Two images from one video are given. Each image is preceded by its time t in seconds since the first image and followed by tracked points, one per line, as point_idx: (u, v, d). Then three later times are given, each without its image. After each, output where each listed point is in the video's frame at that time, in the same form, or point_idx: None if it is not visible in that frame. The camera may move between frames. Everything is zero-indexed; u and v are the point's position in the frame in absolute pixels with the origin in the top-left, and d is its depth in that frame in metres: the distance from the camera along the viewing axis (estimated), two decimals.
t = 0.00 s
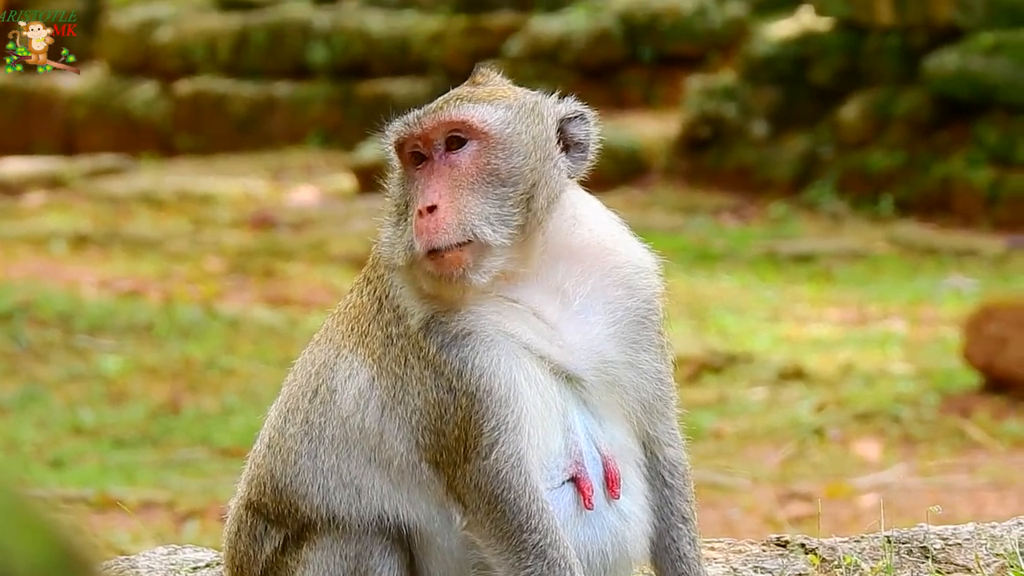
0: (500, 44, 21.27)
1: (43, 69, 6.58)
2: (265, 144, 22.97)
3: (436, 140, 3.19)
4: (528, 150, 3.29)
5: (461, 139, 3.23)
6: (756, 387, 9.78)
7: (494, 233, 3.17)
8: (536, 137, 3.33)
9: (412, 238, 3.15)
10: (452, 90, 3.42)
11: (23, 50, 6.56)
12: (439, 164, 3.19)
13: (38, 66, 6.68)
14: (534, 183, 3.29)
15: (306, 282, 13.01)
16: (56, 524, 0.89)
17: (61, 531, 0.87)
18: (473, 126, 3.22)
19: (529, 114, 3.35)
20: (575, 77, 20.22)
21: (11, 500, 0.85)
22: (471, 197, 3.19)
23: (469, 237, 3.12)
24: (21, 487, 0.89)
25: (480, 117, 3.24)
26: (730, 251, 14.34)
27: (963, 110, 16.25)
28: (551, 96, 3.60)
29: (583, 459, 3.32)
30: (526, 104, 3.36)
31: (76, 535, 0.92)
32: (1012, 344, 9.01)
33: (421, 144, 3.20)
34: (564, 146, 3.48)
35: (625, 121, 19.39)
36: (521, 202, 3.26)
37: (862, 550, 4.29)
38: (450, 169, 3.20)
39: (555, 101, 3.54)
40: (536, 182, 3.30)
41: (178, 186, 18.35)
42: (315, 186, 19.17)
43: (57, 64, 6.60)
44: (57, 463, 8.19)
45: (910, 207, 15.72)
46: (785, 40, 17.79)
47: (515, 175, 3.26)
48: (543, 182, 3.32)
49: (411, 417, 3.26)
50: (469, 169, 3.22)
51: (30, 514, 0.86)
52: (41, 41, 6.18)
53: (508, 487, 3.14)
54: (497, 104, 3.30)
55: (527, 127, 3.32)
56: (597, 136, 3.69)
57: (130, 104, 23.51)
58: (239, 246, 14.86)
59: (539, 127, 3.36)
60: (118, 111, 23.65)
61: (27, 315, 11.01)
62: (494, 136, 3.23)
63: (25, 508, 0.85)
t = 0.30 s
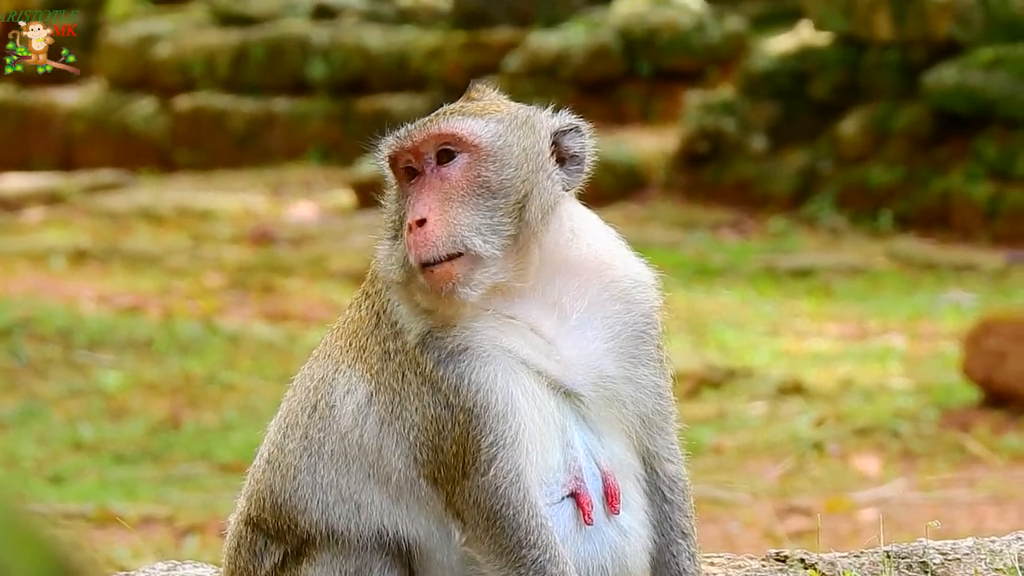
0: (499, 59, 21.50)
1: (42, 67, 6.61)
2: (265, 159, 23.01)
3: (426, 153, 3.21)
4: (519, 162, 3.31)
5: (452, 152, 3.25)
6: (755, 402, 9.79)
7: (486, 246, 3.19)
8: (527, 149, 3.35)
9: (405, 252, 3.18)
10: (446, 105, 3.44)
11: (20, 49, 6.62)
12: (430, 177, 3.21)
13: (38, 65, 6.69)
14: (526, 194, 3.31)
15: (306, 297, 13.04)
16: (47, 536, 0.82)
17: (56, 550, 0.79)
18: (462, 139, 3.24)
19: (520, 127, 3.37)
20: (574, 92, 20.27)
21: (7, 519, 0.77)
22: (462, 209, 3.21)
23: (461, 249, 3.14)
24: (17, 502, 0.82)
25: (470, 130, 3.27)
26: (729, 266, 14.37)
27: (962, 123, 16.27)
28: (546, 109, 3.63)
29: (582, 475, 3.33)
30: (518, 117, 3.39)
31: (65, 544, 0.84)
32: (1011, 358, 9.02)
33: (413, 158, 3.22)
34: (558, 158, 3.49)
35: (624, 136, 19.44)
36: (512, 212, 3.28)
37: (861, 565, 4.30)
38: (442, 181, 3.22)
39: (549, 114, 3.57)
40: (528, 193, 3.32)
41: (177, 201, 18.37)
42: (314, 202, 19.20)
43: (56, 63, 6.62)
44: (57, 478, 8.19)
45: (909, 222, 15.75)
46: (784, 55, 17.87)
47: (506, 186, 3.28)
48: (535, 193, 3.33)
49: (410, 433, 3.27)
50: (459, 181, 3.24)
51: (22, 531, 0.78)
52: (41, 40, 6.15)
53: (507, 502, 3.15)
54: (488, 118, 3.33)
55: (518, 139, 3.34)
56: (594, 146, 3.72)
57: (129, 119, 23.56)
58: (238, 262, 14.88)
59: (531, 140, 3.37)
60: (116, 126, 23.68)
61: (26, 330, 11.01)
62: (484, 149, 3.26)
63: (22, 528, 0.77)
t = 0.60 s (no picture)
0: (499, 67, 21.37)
1: (42, 67, 6.68)
2: (264, 167, 23.01)
3: (421, 162, 3.23)
4: (516, 172, 3.33)
5: (448, 162, 3.27)
6: (755, 409, 9.79)
7: (483, 255, 3.21)
8: (524, 159, 3.37)
9: (400, 263, 3.19)
10: (443, 114, 3.46)
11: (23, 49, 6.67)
12: (426, 188, 3.23)
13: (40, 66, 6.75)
14: (523, 204, 3.33)
15: (305, 306, 13.04)
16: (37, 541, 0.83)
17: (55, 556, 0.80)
18: (458, 149, 3.26)
19: (517, 136, 3.38)
20: (573, 100, 20.28)
21: (7, 526, 0.77)
22: (458, 220, 3.23)
23: (458, 258, 3.16)
24: (18, 511, 0.82)
25: (466, 141, 3.29)
26: (728, 274, 14.38)
27: (962, 131, 16.26)
28: (544, 118, 3.64)
29: (581, 482, 3.34)
30: (516, 126, 3.41)
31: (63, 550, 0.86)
32: (1010, 366, 9.02)
33: (409, 168, 3.24)
34: (556, 167, 3.51)
35: (624, 144, 19.47)
36: (509, 223, 3.31)
37: (860, 572, 4.31)
38: (438, 193, 3.24)
39: (547, 123, 3.57)
40: (525, 203, 3.34)
41: (177, 210, 18.37)
42: (313, 210, 19.21)
43: (57, 62, 6.68)
44: (56, 487, 8.19)
45: (908, 229, 15.75)
46: (784, 63, 17.93)
47: (503, 197, 3.30)
48: (532, 203, 3.35)
49: (409, 441, 3.28)
50: (456, 192, 3.26)
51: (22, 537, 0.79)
52: (41, 41, 6.18)
53: (506, 510, 3.16)
54: (484, 128, 3.34)
55: (515, 148, 3.36)
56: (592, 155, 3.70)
57: (128, 128, 23.59)
58: (238, 270, 14.88)
59: (528, 149, 3.39)
60: (115, 135, 23.71)
61: (26, 339, 11.02)
62: (480, 159, 3.28)
63: (21, 534, 0.78)
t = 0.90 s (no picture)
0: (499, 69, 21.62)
1: (41, 67, 6.69)
2: (263, 169, 23.01)
3: (427, 154, 3.22)
4: (522, 166, 3.33)
5: (455, 155, 3.26)
6: (753, 410, 9.80)
7: (487, 250, 3.20)
8: (530, 154, 3.36)
9: (406, 257, 3.18)
10: (447, 110, 3.46)
11: (22, 49, 6.68)
12: (433, 180, 3.22)
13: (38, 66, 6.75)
14: (528, 199, 3.32)
15: (304, 307, 13.04)
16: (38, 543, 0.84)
17: (58, 556, 0.80)
18: (465, 143, 3.26)
19: (523, 133, 3.38)
20: (572, 101, 20.29)
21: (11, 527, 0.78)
22: (465, 212, 3.21)
23: (464, 253, 3.16)
24: (21, 512, 0.83)
25: (474, 134, 3.29)
26: (726, 275, 14.39)
27: (960, 132, 16.17)
28: (547, 117, 3.64)
29: (581, 483, 3.33)
30: (520, 123, 3.40)
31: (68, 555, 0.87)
32: (1008, 367, 9.02)
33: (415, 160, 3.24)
34: (559, 165, 3.51)
35: (622, 145, 19.48)
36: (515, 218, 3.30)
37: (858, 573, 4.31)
38: (444, 185, 3.23)
39: (550, 120, 3.57)
40: (530, 198, 3.34)
41: (175, 211, 18.36)
42: (311, 211, 19.20)
43: (55, 62, 6.68)
44: (55, 488, 8.19)
45: (907, 230, 15.81)
46: (782, 64, 17.92)
47: (509, 191, 3.29)
48: (537, 199, 3.35)
49: (409, 440, 3.27)
50: (462, 184, 3.25)
51: (27, 543, 0.79)
52: (39, 41, 6.19)
53: (506, 510, 3.15)
54: (491, 123, 3.34)
55: (521, 144, 3.35)
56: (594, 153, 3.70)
57: (126, 128, 23.58)
58: (236, 271, 14.88)
59: (533, 146, 3.39)
60: (113, 135, 23.71)
61: (24, 340, 11.00)
62: (487, 153, 3.27)
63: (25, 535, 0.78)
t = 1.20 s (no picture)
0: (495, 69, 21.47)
1: (43, 67, 6.70)
2: (260, 169, 23.02)
3: (424, 158, 3.24)
4: (520, 170, 3.34)
5: (452, 159, 3.28)
6: (750, 410, 9.80)
7: (484, 252, 3.21)
8: (529, 158, 3.38)
9: (403, 258, 3.19)
10: (446, 112, 3.47)
11: (22, 48, 6.68)
12: (430, 184, 3.24)
13: (39, 66, 6.75)
14: (525, 203, 3.33)
15: (301, 307, 13.04)
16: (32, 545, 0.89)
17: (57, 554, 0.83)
18: (462, 147, 3.28)
19: (522, 136, 3.39)
20: (569, 101, 20.29)
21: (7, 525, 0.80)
22: (460, 217, 3.24)
23: (460, 254, 3.17)
24: (21, 512, 0.86)
25: (471, 138, 3.31)
26: (723, 275, 14.40)
27: (956, 132, 16.16)
28: (546, 118, 3.65)
29: (580, 483, 3.33)
30: (520, 125, 3.41)
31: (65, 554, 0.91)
32: (1005, 367, 9.03)
33: (412, 164, 3.26)
34: (559, 168, 3.51)
35: (619, 145, 19.49)
36: (511, 221, 3.31)
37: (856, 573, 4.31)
38: (441, 189, 3.25)
39: (550, 123, 3.58)
40: (527, 201, 3.35)
41: (173, 211, 18.34)
42: (308, 211, 19.19)
43: (58, 62, 6.70)
44: (53, 488, 8.19)
45: (903, 231, 15.85)
46: (779, 64, 17.90)
47: (506, 195, 3.31)
48: (535, 202, 3.36)
49: (408, 441, 3.27)
50: (459, 189, 3.27)
51: (24, 541, 0.81)
52: (40, 41, 6.20)
53: (504, 510, 3.15)
54: (490, 126, 3.36)
55: (519, 148, 3.36)
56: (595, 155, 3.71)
57: (123, 129, 23.57)
58: (234, 271, 14.87)
59: (531, 149, 3.40)
60: (110, 136, 23.71)
61: (22, 340, 10.99)
62: (484, 157, 3.29)
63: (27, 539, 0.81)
